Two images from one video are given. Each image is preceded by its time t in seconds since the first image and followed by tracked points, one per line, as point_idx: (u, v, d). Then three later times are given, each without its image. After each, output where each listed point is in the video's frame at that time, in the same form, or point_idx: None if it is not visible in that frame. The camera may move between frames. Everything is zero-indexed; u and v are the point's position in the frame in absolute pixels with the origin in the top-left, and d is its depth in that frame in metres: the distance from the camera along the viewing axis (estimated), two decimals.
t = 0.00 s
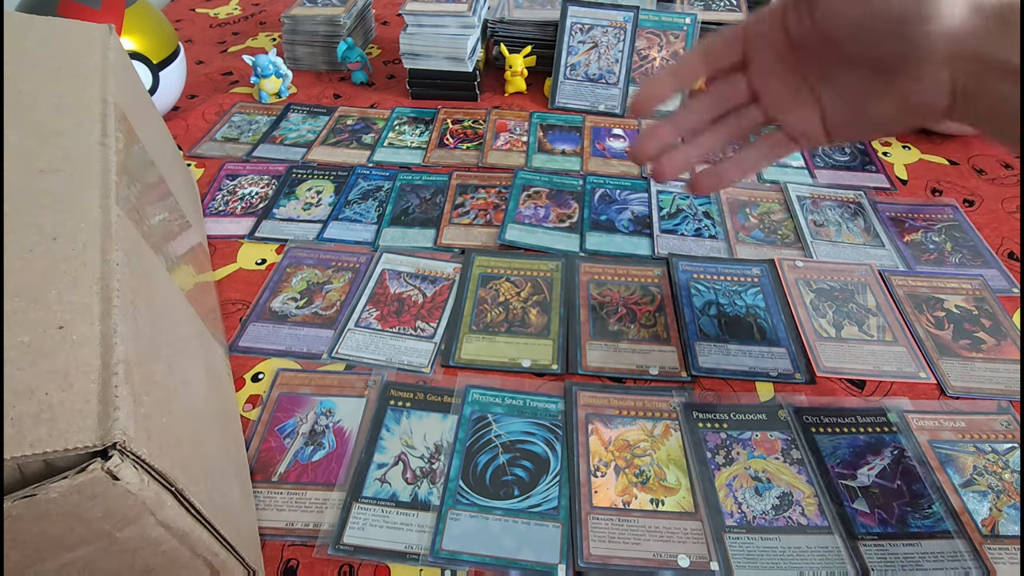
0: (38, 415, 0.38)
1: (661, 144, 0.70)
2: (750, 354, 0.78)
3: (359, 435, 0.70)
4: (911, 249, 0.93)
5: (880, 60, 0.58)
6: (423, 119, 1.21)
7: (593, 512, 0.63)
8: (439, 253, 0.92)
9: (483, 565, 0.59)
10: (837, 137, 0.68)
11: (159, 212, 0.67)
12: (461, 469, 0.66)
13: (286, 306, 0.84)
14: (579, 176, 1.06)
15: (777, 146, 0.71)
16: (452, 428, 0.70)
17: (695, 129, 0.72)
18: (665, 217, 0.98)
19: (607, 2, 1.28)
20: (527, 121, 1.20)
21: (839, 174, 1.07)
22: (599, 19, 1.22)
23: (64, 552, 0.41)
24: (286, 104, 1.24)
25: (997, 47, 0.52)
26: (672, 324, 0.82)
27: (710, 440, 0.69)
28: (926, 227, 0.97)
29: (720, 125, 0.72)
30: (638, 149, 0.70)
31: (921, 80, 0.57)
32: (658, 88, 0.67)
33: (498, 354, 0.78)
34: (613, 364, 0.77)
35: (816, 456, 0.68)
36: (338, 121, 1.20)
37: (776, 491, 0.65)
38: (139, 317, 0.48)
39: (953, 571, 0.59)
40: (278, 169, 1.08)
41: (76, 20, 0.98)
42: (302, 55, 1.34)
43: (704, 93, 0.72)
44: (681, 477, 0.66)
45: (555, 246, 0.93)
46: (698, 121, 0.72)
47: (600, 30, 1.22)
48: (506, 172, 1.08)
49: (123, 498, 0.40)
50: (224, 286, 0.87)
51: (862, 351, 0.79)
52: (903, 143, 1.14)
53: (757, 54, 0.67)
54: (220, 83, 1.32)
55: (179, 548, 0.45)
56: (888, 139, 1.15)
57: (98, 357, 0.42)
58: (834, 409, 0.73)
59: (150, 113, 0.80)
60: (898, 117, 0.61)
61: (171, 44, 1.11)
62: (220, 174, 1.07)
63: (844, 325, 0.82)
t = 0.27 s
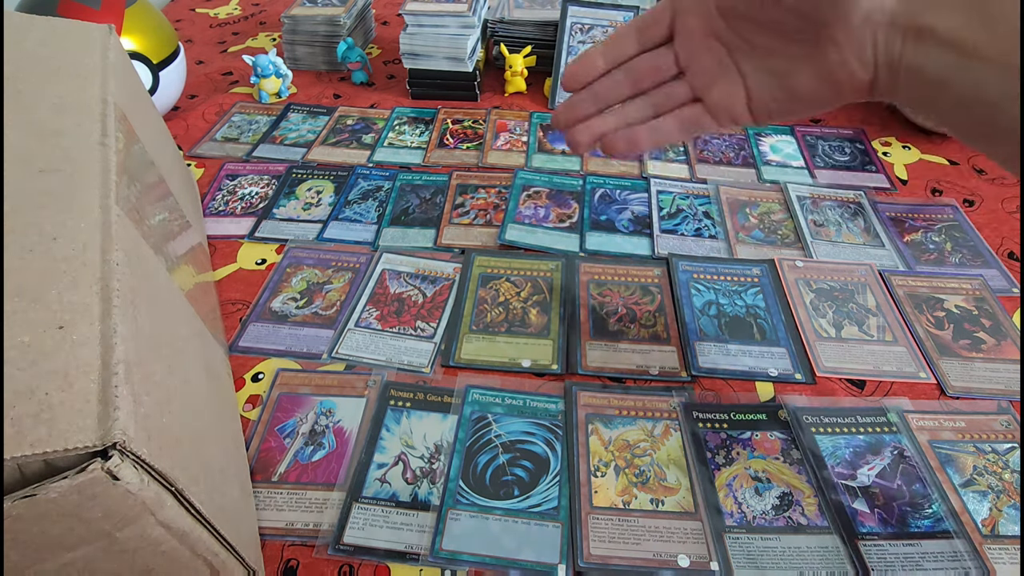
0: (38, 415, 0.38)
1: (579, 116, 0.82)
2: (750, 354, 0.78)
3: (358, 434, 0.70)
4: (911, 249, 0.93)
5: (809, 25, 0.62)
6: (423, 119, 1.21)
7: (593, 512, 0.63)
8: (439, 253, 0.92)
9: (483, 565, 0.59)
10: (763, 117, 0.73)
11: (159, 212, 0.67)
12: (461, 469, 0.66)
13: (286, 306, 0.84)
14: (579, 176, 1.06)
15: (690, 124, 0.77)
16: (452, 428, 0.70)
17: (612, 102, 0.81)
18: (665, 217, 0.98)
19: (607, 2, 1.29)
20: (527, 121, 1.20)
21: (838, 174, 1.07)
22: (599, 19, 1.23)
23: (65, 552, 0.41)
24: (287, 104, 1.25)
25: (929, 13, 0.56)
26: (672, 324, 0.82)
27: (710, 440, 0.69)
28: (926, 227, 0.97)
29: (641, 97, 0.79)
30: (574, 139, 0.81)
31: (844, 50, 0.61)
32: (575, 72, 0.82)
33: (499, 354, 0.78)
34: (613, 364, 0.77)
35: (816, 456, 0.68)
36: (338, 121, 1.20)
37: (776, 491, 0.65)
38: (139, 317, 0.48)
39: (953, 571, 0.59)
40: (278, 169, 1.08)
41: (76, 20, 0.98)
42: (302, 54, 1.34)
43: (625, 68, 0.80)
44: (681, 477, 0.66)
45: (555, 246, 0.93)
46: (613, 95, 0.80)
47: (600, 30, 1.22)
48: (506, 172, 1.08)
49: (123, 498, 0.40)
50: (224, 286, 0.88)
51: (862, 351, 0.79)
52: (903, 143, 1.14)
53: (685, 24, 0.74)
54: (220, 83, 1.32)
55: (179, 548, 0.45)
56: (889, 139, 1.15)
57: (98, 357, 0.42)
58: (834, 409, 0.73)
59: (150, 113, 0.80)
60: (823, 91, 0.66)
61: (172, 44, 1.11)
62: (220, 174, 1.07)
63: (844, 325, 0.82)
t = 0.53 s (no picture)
0: (38, 415, 0.38)
1: (603, 195, 0.77)
2: (750, 354, 0.78)
3: (359, 435, 0.70)
4: (911, 249, 0.93)
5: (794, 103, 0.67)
6: (423, 119, 1.21)
7: (593, 512, 0.63)
8: (439, 253, 0.92)
9: (483, 565, 0.59)
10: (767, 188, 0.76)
11: (159, 212, 0.67)
12: (461, 469, 0.66)
13: (286, 306, 0.84)
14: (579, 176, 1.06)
15: (704, 199, 0.77)
16: (452, 428, 0.70)
17: (635, 180, 0.77)
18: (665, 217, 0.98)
19: (607, 1, 1.29)
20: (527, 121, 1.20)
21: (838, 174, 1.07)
22: (599, 19, 1.22)
23: (65, 552, 0.41)
24: (287, 104, 1.24)
25: (904, 95, 0.61)
26: (672, 324, 0.82)
27: (710, 440, 0.69)
28: (925, 227, 0.97)
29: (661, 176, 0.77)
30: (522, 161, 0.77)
31: (832, 129, 0.66)
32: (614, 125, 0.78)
33: (499, 354, 0.78)
34: (613, 364, 0.77)
35: (816, 456, 0.68)
36: (338, 121, 1.20)
37: (776, 491, 0.65)
38: (139, 316, 0.48)
39: (953, 571, 0.59)
40: (278, 169, 1.08)
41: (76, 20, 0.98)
42: (302, 54, 1.34)
43: (645, 143, 0.77)
44: (681, 477, 0.66)
45: (555, 246, 0.93)
46: (634, 170, 0.77)
47: (600, 30, 1.22)
48: (506, 172, 1.08)
49: (123, 498, 0.40)
50: (224, 286, 0.87)
51: (862, 351, 0.79)
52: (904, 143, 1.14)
53: (689, 108, 0.76)
54: (220, 83, 1.32)
55: (179, 548, 0.45)
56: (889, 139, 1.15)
57: (97, 356, 0.42)
58: (834, 409, 0.73)
59: (150, 112, 0.80)
60: (818, 164, 0.70)
61: (172, 44, 1.11)
62: (220, 174, 1.07)
63: (844, 325, 0.82)
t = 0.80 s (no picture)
0: (38, 415, 0.38)
1: (825, 216, 0.63)
2: (750, 354, 0.78)
3: (359, 435, 0.70)
4: (911, 249, 0.93)
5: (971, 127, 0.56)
6: (423, 119, 1.21)
7: (593, 512, 0.63)
8: (439, 253, 0.92)
9: (483, 565, 0.59)
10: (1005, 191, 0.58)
11: (159, 212, 0.67)
12: (461, 469, 0.66)
13: (286, 306, 0.84)
14: (579, 176, 1.06)
15: (941, 205, 0.61)
16: (452, 428, 0.70)
17: (863, 195, 0.62)
18: (665, 217, 0.98)
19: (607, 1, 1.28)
20: (527, 121, 1.20)
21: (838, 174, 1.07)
22: (599, 19, 1.22)
23: (65, 552, 0.41)
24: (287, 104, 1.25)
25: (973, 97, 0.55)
26: (672, 324, 0.82)
27: (710, 440, 0.69)
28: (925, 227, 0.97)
29: (885, 194, 0.61)
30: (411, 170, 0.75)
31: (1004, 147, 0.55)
32: (812, 175, 0.64)
33: (498, 354, 0.78)
34: (613, 364, 0.77)
35: (816, 456, 0.68)
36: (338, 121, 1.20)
37: (776, 491, 0.65)
38: (139, 316, 0.48)
39: (953, 571, 0.59)
40: (278, 169, 1.08)
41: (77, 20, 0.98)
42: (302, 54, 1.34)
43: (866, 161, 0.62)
44: (681, 477, 0.66)
45: (555, 246, 0.93)
46: (858, 188, 0.62)
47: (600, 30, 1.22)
48: (506, 171, 1.08)
49: (123, 498, 0.40)
50: (224, 286, 0.88)
51: (862, 351, 0.79)
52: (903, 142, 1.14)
53: (902, 127, 0.60)
54: (220, 83, 1.32)
55: (179, 548, 0.45)
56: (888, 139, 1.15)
57: (97, 356, 0.42)
58: (834, 409, 0.73)
59: (150, 113, 0.80)
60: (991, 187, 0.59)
61: (172, 44, 1.11)
62: (220, 174, 1.07)
63: (844, 325, 0.82)
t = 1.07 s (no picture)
0: (38, 416, 0.38)
1: (637, 200, 0.73)
2: (750, 354, 0.78)
3: (359, 435, 0.70)
4: (911, 249, 0.93)
5: (790, 121, 0.64)
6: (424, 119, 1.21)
7: (593, 512, 0.63)
8: (439, 253, 0.92)
9: (483, 565, 0.59)
10: (792, 169, 0.70)
11: (159, 212, 0.67)
12: (461, 469, 0.66)
13: (286, 306, 0.84)
14: (579, 176, 1.06)
15: (735, 184, 0.72)
16: (452, 428, 0.70)
17: (672, 178, 0.71)
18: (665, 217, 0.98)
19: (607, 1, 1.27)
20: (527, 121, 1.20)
21: (839, 174, 1.07)
22: (599, 19, 1.22)
23: (65, 552, 0.41)
24: (287, 104, 1.25)
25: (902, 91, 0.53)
26: (672, 324, 0.82)
27: (710, 440, 0.69)
28: (926, 227, 0.97)
29: (689, 176, 0.71)
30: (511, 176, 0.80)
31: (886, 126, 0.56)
32: (651, 140, 0.70)
33: (499, 354, 0.78)
34: (614, 364, 0.77)
35: (816, 456, 0.68)
36: (338, 121, 1.20)
37: (776, 492, 0.65)
38: (139, 316, 0.48)
39: (953, 571, 0.59)
40: (278, 169, 1.08)
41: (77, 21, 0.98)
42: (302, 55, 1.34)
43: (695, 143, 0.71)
44: (681, 477, 0.66)
45: (555, 246, 0.93)
46: (665, 173, 0.71)
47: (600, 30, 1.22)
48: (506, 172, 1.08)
49: (123, 498, 0.40)
50: (224, 286, 0.87)
51: (863, 351, 0.79)
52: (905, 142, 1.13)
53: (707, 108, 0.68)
54: (220, 83, 1.32)
55: (179, 548, 0.45)
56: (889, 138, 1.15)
57: (97, 356, 0.42)
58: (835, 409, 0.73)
59: (150, 113, 0.80)
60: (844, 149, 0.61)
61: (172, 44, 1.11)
62: (220, 174, 1.07)
63: (844, 325, 0.82)
